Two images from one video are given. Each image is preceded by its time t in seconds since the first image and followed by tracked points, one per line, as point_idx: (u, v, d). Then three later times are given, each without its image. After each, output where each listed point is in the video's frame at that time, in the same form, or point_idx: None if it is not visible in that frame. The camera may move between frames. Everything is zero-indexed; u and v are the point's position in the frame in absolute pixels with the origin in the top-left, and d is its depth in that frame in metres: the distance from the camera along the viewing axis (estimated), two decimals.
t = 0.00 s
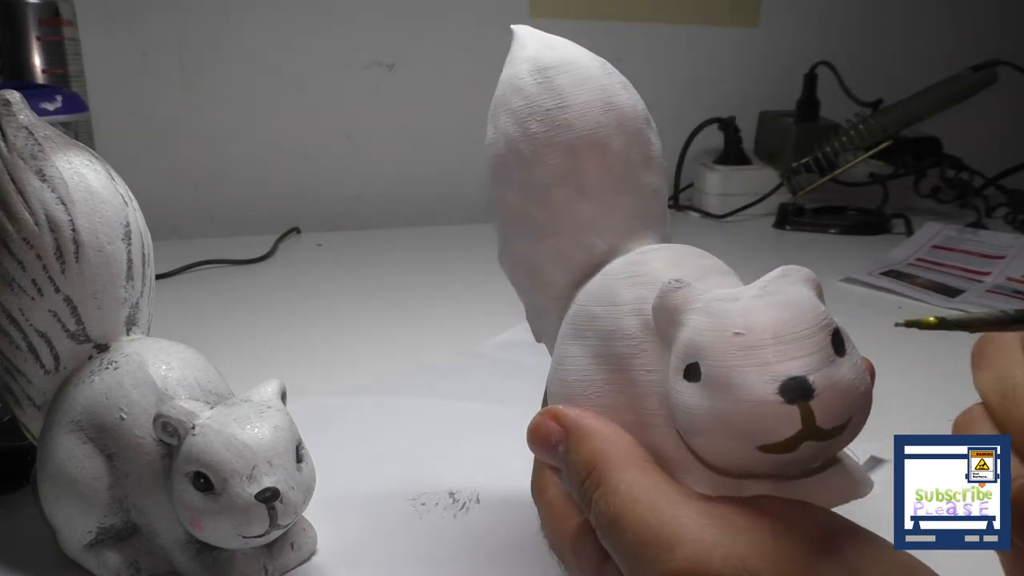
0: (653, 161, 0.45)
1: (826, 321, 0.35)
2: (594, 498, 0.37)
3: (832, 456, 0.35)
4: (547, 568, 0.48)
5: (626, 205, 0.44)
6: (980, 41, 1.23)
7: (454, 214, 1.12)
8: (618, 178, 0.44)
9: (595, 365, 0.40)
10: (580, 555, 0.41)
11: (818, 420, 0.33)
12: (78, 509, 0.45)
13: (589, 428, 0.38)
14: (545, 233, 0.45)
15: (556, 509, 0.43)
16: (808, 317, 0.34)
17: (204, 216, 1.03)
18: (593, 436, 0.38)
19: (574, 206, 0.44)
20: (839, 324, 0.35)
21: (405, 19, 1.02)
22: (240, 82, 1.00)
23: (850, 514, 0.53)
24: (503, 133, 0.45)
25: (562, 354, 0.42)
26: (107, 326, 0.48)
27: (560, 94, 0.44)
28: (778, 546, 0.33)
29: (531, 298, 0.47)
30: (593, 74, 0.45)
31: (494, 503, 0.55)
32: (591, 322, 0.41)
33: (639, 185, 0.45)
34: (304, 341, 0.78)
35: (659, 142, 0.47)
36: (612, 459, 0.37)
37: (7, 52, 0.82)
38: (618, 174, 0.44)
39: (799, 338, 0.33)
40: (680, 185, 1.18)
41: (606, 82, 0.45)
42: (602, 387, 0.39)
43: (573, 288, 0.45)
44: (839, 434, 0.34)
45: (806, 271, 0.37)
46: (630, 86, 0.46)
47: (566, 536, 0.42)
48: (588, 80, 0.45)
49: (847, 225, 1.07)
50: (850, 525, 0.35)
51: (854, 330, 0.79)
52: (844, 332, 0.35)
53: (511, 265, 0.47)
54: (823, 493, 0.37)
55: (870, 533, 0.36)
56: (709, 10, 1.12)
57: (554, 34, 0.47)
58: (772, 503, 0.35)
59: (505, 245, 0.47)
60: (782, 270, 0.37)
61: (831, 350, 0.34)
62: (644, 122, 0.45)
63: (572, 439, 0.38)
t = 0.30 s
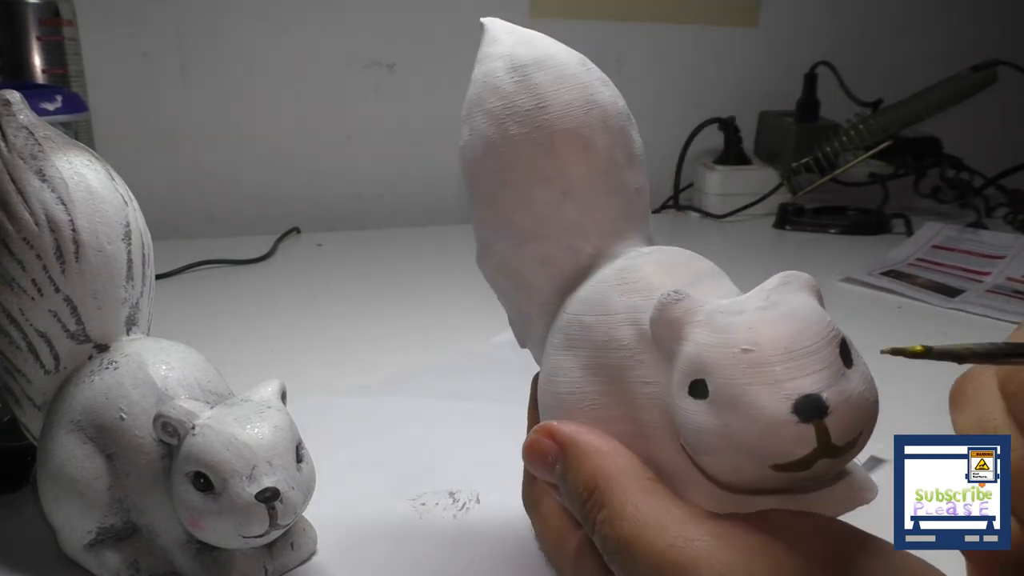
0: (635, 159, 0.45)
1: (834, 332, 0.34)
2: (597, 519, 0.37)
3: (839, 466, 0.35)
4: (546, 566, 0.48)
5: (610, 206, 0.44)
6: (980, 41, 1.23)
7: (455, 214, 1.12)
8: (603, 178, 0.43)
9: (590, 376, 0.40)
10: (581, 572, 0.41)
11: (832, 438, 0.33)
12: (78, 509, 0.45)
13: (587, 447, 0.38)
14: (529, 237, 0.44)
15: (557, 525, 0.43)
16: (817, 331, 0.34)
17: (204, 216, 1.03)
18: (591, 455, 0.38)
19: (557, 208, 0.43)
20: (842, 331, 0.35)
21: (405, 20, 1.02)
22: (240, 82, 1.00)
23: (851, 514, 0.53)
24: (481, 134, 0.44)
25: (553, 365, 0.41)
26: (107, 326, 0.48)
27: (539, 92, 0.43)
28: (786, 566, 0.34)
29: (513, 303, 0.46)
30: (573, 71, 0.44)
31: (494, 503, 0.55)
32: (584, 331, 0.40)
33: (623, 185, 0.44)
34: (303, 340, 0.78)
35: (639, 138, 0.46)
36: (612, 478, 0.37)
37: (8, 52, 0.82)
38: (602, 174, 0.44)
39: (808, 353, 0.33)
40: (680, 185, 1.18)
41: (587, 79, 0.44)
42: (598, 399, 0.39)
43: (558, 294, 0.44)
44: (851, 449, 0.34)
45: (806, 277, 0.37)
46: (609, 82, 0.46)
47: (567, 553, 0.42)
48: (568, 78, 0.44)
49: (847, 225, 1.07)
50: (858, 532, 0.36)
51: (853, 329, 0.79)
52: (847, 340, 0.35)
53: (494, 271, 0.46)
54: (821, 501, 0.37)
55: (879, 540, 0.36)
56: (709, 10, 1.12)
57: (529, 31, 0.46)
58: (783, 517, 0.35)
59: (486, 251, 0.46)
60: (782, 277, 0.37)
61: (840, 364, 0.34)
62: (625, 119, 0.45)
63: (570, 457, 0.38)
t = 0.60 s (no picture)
0: (635, 157, 0.45)
1: (835, 336, 0.34)
2: (596, 522, 0.37)
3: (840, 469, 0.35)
4: (546, 566, 0.48)
5: (611, 205, 0.44)
6: (980, 41, 1.23)
7: (455, 214, 1.12)
8: (603, 176, 0.43)
9: (590, 378, 0.40)
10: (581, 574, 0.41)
11: (835, 443, 0.33)
12: (78, 509, 0.45)
13: (587, 449, 0.38)
14: (529, 237, 0.44)
15: (556, 526, 0.43)
16: (820, 335, 0.34)
17: (204, 216, 1.03)
18: (591, 458, 0.38)
19: (557, 207, 0.43)
20: (843, 334, 0.35)
21: (405, 20, 1.02)
22: (240, 82, 1.00)
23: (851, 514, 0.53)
24: (480, 132, 0.44)
25: (552, 366, 0.41)
26: (107, 326, 0.48)
27: (539, 91, 0.43)
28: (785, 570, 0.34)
29: (511, 303, 0.46)
30: (573, 69, 0.44)
31: (494, 503, 0.55)
32: (584, 333, 0.40)
33: (623, 184, 0.44)
34: (303, 340, 0.78)
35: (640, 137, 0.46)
36: (611, 482, 0.37)
37: (8, 52, 0.82)
38: (603, 173, 0.44)
39: (811, 358, 0.33)
40: (680, 185, 1.18)
41: (587, 77, 0.44)
42: (598, 400, 0.39)
43: (558, 293, 0.44)
44: (853, 454, 0.34)
45: (808, 279, 0.37)
46: (610, 80, 0.46)
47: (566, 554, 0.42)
48: (569, 76, 0.44)
49: (847, 225, 1.07)
50: (859, 537, 0.36)
51: (853, 329, 0.79)
52: (849, 343, 0.35)
53: (493, 270, 0.46)
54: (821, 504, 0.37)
55: (879, 543, 0.36)
56: (709, 10, 1.12)
57: (529, 28, 0.46)
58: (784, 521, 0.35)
59: (485, 249, 0.46)
60: (783, 279, 0.37)
61: (842, 368, 0.34)
62: (626, 117, 0.45)
63: (569, 459, 0.38)
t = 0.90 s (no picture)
0: (635, 156, 0.45)
1: (836, 337, 0.34)
2: (596, 524, 0.37)
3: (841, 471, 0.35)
4: (546, 565, 0.48)
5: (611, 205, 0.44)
6: (980, 41, 1.23)
7: (455, 214, 1.12)
8: (603, 176, 0.43)
9: (590, 379, 0.40)
10: None
11: (835, 444, 0.33)
12: (79, 509, 0.45)
13: (586, 450, 0.38)
14: (529, 237, 0.44)
15: (555, 526, 0.43)
16: (820, 335, 0.34)
17: (204, 216, 1.03)
18: (591, 459, 0.38)
19: (557, 207, 0.43)
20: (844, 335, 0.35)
21: (405, 19, 1.02)
22: (240, 82, 1.00)
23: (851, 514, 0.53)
24: (480, 132, 0.44)
25: (552, 367, 0.41)
26: (108, 326, 0.48)
27: (539, 91, 0.43)
28: (785, 572, 0.34)
29: (512, 304, 0.46)
30: (573, 68, 0.44)
31: (495, 504, 0.55)
32: (584, 334, 0.40)
33: (623, 184, 0.44)
34: (304, 340, 0.78)
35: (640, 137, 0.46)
36: (611, 483, 0.37)
37: (7, 52, 0.82)
38: (603, 173, 0.44)
39: (812, 359, 0.33)
40: (680, 185, 1.18)
41: (587, 76, 0.44)
42: (598, 401, 0.39)
43: (558, 293, 0.44)
44: (853, 455, 0.34)
45: (808, 280, 0.37)
46: (610, 79, 0.46)
47: (566, 554, 0.42)
48: (569, 75, 0.44)
49: (847, 225, 1.07)
50: (858, 538, 0.36)
51: (853, 329, 0.79)
52: (850, 344, 0.35)
53: (492, 269, 0.46)
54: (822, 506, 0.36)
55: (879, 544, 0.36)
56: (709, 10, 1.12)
57: (530, 27, 0.46)
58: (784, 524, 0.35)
59: (485, 249, 0.46)
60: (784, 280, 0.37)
61: (843, 369, 0.34)
62: (626, 117, 0.45)
63: (569, 460, 0.38)
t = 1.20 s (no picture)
0: (634, 155, 0.45)
1: (836, 338, 0.34)
2: (596, 526, 0.37)
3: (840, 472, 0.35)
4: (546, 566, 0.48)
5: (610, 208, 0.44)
6: (980, 41, 1.23)
7: (455, 214, 1.12)
8: (602, 176, 0.43)
9: (590, 379, 0.40)
10: None
11: (835, 446, 0.33)
12: (78, 510, 0.45)
13: (587, 452, 0.38)
14: (528, 237, 0.44)
15: (555, 527, 0.43)
16: (820, 336, 0.34)
17: (204, 216, 1.04)
18: (591, 461, 0.38)
19: (557, 207, 0.43)
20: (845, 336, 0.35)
21: (405, 19, 1.02)
22: (240, 82, 1.00)
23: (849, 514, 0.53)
24: (479, 132, 0.44)
25: (551, 367, 0.41)
26: (108, 326, 0.48)
27: (538, 91, 0.43)
28: (784, 574, 0.34)
29: (512, 305, 0.46)
30: (572, 68, 0.44)
31: (494, 504, 0.55)
32: (584, 334, 0.40)
33: (622, 184, 0.44)
34: (304, 340, 0.79)
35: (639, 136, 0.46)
36: (611, 485, 0.37)
37: (8, 53, 0.82)
38: (602, 173, 0.43)
39: (812, 360, 0.33)
40: (680, 185, 1.18)
41: (586, 76, 0.44)
42: (597, 402, 0.39)
43: (557, 293, 0.44)
44: (853, 457, 0.34)
45: (808, 281, 0.37)
46: (609, 79, 0.46)
47: (566, 555, 0.42)
48: (568, 75, 0.44)
49: (847, 225, 1.07)
50: (858, 539, 0.36)
51: (853, 329, 0.79)
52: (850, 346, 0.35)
53: (491, 270, 0.46)
54: (824, 507, 0.37)
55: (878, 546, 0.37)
56: (709, 10, 1.12)
57: (528, 28, 0.46)
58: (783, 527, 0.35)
59: (484, 249, 0.46)
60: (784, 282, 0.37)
61: (843, 370, 0.34)
62: (625, 117, 0.45)
63: (569, 462, 0.38)
